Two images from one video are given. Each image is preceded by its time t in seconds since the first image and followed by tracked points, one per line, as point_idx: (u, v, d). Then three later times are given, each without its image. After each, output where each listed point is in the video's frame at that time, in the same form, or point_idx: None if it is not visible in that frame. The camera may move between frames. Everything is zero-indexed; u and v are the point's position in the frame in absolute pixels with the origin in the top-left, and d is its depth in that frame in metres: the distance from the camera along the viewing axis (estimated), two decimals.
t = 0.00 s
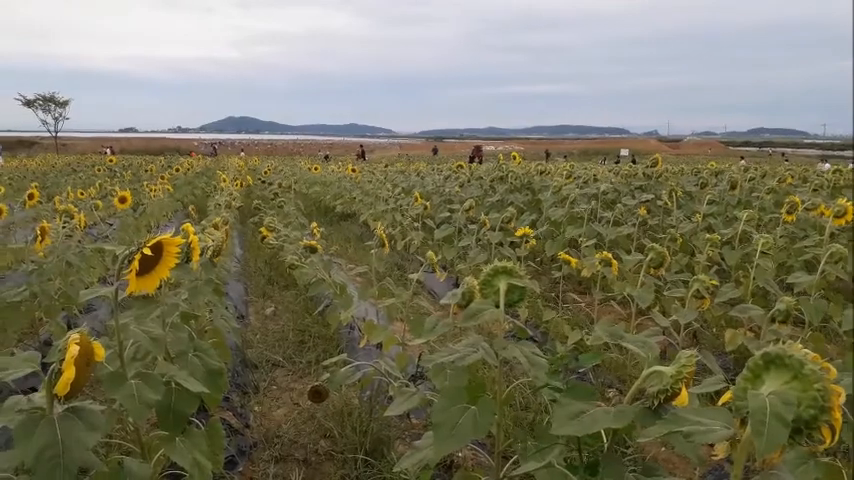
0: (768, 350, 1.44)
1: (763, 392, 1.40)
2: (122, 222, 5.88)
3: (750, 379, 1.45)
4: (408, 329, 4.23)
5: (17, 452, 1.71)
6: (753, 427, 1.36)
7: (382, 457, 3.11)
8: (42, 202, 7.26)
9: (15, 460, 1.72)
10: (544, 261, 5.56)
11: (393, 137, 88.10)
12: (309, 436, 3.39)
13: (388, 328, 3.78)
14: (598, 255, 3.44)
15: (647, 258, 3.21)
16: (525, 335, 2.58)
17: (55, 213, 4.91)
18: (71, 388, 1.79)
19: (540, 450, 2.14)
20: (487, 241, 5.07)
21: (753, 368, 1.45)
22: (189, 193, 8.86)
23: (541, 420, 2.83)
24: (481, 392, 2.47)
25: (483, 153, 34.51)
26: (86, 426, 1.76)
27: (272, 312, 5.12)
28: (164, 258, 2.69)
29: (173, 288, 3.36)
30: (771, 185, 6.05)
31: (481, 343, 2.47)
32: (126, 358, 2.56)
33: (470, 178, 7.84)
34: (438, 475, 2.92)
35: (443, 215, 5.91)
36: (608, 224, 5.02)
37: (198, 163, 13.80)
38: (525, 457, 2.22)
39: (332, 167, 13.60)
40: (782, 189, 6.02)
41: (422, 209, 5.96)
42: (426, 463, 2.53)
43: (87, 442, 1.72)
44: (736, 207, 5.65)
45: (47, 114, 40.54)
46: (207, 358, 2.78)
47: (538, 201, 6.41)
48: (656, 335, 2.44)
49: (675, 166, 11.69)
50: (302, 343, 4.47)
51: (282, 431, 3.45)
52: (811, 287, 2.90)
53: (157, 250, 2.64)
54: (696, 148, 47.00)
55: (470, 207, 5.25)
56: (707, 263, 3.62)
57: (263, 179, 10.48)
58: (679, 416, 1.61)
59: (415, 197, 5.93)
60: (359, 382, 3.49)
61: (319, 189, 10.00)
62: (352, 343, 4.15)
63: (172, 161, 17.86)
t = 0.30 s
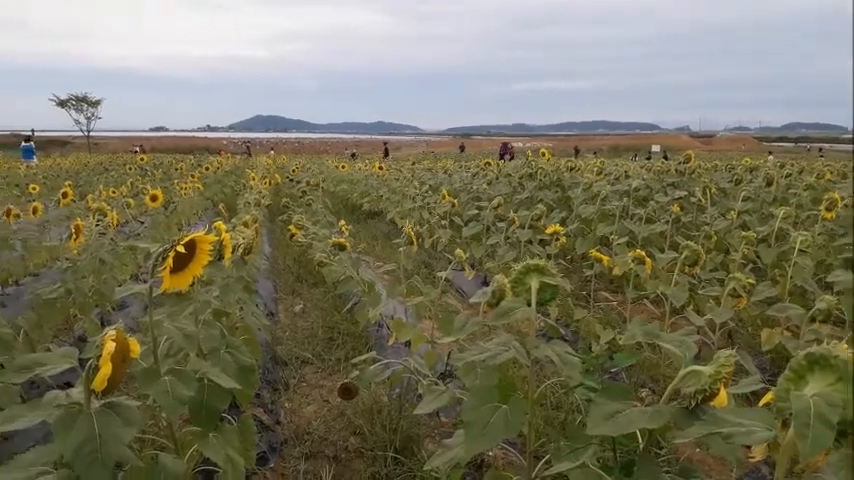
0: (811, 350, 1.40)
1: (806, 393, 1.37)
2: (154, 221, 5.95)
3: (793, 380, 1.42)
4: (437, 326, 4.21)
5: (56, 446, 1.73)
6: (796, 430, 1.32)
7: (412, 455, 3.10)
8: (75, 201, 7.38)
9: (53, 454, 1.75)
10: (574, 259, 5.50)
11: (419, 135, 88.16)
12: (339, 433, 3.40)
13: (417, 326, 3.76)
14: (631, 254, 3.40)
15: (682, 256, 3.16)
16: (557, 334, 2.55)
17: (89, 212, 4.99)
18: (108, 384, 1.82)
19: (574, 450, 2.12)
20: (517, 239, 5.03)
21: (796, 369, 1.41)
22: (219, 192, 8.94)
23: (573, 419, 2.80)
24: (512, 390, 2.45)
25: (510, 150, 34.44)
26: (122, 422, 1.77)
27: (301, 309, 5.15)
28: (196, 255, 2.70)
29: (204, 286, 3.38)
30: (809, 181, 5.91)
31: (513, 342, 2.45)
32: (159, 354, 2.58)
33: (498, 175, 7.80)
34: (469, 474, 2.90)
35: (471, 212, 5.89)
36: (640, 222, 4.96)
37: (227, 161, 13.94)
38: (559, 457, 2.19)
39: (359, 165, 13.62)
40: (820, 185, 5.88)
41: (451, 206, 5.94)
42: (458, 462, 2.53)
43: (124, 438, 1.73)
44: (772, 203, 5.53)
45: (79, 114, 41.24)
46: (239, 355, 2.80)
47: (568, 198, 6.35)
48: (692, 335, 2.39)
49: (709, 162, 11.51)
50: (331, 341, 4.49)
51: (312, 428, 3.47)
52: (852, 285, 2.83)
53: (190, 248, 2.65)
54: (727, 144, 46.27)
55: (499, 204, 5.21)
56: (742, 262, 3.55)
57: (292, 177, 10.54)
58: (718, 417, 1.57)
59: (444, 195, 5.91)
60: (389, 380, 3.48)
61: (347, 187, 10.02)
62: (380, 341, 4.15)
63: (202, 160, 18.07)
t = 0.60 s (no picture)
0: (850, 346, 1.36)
1: (843, 390, 1.33)
2: (180, 222, 6.00)
3: (831, 376, 1.38)
4: (462, 324, 4.19)
5: (89, 444, 1.75)
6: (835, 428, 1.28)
7: (439, 453, 3.09)
8: (102, 202, 7.47)
9: (86, 453, 1.77)
10: (599, 256, 5.45)
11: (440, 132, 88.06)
12: (365, 432, 3.41)
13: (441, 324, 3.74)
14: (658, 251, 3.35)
15: (711, 252, 3.11)
16: (586, 332, 2.52)
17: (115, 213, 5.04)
18: (139, 383, 1.83)
19: (604, 449, 2.10)
20: (541, 236, 4.99)
21: (834, 365, 1.37)
22: (242, 192, 8.99)
23: (601, 418, 2.77)
24: (540, 389, 2.42)
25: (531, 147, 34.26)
26: (153, 420, 1.79)
27: (326, 308, 5.16)
28: (224, 255, 2.71)
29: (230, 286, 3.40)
30: (841, 174, 5.79)
31: (541, 340, 2.43)
32: (188, 354, 2.61)
33: (521, 172, 7.75)
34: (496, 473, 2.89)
35: (495, 210, 5.86)
36: (667, 218, 4.89)
37: (250, 162, 14.04)
38: (589, 456, 2.17)
39: (382, 163, 13.63)
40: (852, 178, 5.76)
41: (474, 204, 5.91)
42: (485, 460, 2.51)
43: (155, 436, 1.75)
44: (803, 197, 5.43)
45: (105, 117, 41.78)
46: (266, 354, 2.82)
47: (593, 194, 6.30)
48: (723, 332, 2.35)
49: (737, 156, 11.33)
50: (355, 339, 4.49)
51: (338, 427, 3.48)
52: None
53: (218, 248, 2.66)
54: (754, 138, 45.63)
55: (523, 201, 5.18)
56: (773, 257, 3.49)
57: (315, 177, 10.58)
58: (754, 415, 1.56)
59: (467, 193, 5.89)
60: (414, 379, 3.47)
61: (369, 186, 10.04)
62: (405, 339, 4.14)
63: (225, 160, 18.19)
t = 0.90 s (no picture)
0: None
1: None
2: (209, 219, 6.05)
3: None
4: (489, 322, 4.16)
5: (124, 437, 1.78)
6: None
7: (467, 451, 3.08)
8: (134, 200, 7.58)
9: (121, 445, 1.79)
10: (629, 253, 5.39)
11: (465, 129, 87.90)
12: (393, 428, 3.41)
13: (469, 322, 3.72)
14: (691, 248, 3.30)
15: (746, 250, 3.05)
16: (618, 330, 2.49)
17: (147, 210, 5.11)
18: (174, 376, 1.85)
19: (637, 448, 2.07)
20: (570, 233, 4.95)
21: None
22: (270, 189, 9.05)
23: (633, 418, 2.74)
24: (571, 388, 2.40)
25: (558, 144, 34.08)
26: (187, 414, 1.81)
27: (353, 305, 5.17)
28: (255, 251, 2.73)
29: (259, 282, 3.42)
30: None
31: (572, 338, 2.41)
32: (219, 349, 2.63)
33: (549, 168, 7.70)
34: (525, 472, 2.87)
35: (523, 207, 5.82)
36: (699, 215, 4.82)
37: (278, 159, 14.15)
38: (621, 456, 2.14)
39: (409, 160, 13.63)
40: None
41: (502, 201, 5.88)
42: (515, 459, 2.50)
43: (189, 430, 1.77)
44: (841, 194, 5.31)
45: (134, 115, 42.38)
46: (296, 349, 2.85)
47: (623, 191, 6.23)
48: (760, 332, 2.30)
49: (772, 151, 11.13)
50: (383, 336, 4.49)
51: (365, 423, 3.48)
52: None
53: (249, 244, 2.68)
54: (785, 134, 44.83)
55: (552, 198, 5.13)
56: (810, 255, 3.41)
57: (342, 174, 10.61)
58: (794, 416, 1.51)
59: (494, 190, 5.86)
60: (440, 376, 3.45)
61: (396, 183, 10.05)
62: (432, 337, 4.12)
63: (254, 157, 18.33)
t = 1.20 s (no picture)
0: None
1: None
2: (235, 213, 6.09)
3: None
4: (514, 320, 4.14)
5: (155, 426, 1.82)
6: None
7: (491, 449, 3.07)
8: (160, 193, 7.66)
9: (151, 434, 1.83)
10: (656, 253, 5.34)
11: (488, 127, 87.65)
12: (416, 425, 3.41)
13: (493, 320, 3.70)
14: (721, 249, 3.25)
15: (778, 252, 2.99)
16: (646, 330, 2.46)
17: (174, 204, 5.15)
18: (205, 368, 1.89)
19: (665, 450, 2.05)
20: (597, 232, 4.91)
21: None
22: (295, 184, 9.10)
23: (661, 420, 2.71)
24: (598, 388, 2.38)
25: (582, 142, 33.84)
26: (217, 404, 1.85)
27: (376, 301, 5.17)
28: (282, 245, 2.74)
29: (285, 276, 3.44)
30: None
31: (599, 337, 2.39)
32: (247, 342, 2.66)
33: (575, 166, 7.64)
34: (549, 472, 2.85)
35: (549, 205, 5.79)
36: (729, 216, 4.75)
37: (302, 154, 14.23)
38: (649, 457, 2.12)
39: (433, 157, 13.62)
40: None
41: (527, 199, 5.86)
42: (540, 458, 2.49)
43: (220, 420, 1.81)
44: None
45: (160, 110, 42.83)
46: (320, 344, 2.99)
47: (651, 190, 6.16)
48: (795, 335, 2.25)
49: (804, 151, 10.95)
50: (406, 333, 4.49)
51: (389, 419, 3.49)
52: None
53: (277, 238, 2.69)
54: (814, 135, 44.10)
55: (579, 197, 5.10)
56: (845, 258, 3.34)
57: (366, 170, 10.63)
58: (831, 420, 1.46)
59: (520, 188, 5.83)
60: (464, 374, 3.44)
61: (421, 180, 10.05)
62: (455, 334, 4.12)
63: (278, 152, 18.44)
